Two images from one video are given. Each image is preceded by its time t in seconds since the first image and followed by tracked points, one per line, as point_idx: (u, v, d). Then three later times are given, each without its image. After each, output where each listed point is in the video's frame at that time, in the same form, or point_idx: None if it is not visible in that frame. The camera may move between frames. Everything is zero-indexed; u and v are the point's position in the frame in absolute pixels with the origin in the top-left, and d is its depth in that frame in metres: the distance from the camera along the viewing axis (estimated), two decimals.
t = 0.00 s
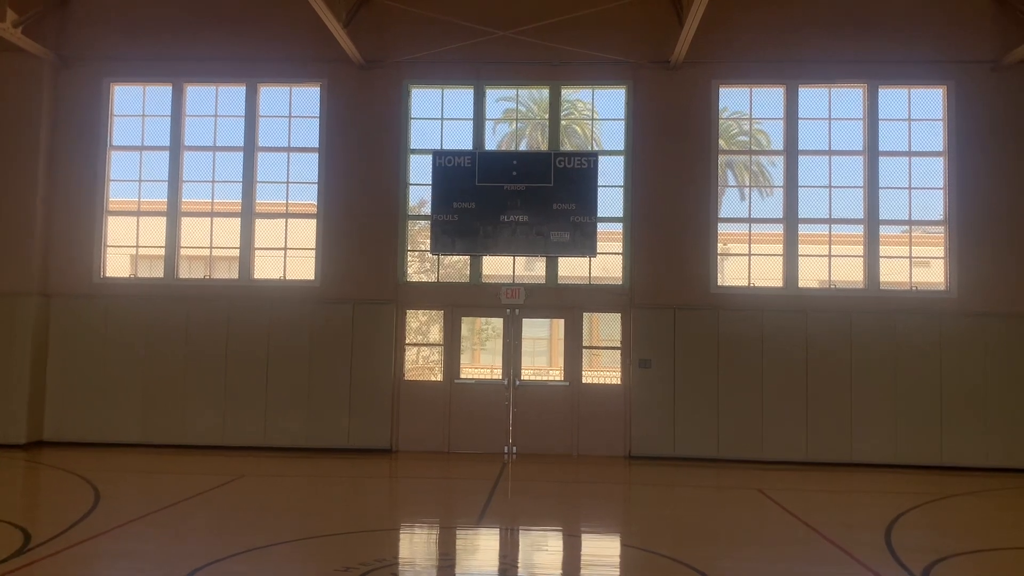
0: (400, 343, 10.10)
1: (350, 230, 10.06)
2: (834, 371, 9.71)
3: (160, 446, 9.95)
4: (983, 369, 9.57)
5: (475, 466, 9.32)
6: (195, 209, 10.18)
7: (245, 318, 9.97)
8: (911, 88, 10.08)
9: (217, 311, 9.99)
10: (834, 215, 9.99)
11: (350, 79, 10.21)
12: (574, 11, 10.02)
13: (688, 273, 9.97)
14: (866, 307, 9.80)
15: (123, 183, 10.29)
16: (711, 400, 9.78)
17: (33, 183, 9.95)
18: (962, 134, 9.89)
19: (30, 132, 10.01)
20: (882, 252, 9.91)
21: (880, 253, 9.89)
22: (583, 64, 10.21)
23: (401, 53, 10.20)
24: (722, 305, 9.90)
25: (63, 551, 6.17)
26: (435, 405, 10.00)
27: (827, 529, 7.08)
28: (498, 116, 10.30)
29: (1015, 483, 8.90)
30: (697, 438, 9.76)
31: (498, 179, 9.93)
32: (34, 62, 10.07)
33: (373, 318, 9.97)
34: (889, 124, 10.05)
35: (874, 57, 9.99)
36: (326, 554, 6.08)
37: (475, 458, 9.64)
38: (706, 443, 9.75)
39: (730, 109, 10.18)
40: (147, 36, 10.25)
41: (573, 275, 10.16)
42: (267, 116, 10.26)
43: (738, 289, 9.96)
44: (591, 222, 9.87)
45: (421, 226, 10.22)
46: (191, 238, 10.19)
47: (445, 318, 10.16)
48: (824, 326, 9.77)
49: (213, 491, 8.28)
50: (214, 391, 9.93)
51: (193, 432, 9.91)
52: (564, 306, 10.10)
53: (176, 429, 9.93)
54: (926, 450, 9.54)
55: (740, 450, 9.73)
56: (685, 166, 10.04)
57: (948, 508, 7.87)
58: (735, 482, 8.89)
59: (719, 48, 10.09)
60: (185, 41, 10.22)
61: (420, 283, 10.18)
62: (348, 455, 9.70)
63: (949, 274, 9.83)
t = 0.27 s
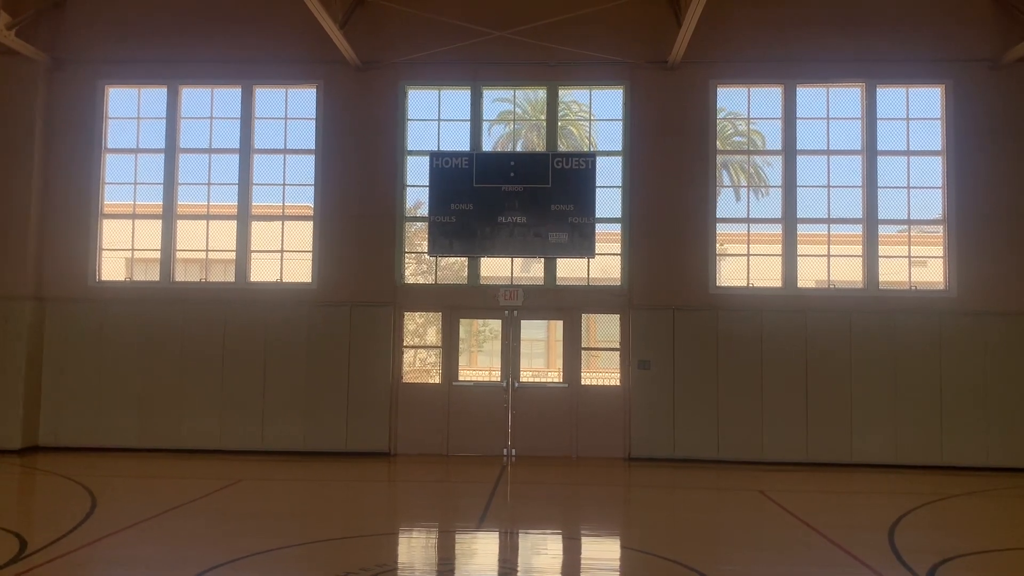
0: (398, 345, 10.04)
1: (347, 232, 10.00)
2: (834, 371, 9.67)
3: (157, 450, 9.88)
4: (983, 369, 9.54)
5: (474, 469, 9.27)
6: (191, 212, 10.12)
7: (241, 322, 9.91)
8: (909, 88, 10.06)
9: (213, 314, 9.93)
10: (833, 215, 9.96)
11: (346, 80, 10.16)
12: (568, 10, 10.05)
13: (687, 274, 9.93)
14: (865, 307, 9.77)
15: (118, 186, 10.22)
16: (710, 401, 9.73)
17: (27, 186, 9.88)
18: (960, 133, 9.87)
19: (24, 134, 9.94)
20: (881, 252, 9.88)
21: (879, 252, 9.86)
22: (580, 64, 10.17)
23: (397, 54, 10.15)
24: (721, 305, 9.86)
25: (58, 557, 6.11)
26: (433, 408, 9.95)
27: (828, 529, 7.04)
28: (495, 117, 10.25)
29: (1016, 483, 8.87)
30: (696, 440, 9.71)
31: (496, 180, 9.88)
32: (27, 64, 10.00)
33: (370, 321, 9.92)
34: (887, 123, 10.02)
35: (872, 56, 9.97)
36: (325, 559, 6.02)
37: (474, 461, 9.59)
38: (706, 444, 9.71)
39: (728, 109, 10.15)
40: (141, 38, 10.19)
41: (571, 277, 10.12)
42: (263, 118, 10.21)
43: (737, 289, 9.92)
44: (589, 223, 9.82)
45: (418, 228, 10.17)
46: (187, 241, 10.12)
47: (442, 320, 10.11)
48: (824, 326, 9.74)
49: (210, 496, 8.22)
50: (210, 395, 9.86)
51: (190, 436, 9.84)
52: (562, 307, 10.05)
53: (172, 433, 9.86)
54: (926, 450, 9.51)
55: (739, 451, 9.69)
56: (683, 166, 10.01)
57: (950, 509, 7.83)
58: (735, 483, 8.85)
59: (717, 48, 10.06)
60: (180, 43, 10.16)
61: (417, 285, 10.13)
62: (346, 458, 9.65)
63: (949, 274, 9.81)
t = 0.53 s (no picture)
0: (394, 347, 9.99)
1: (343, 232, 9.95)
2: (832, 371, 9.65)
3: (152, 452, 9.82)
4: (981, 369, 9.53)
5: (472, 471, 9.23)
6: (187, 212, 10.07)
7: (237, 323, 9.86)
8: (906, 87, 10.05)
9: (208, 316, 9.87)
10: (831, 215, 9.94)
11: (342, 80, 10.12)
12: (568, 11, 9.73)
13: (685, 275, 9.90)
14: (863, 307, 9.75)
15: (113, 187, 10.17)
16: (708, 401, 9.70)
17: (20, 187, 9.82)
18: (958, 132, 9.86)
19: (18, 135, 9.88)
20: (879, 252, 9.86)
21: (877, 252, 9.85)
22: (577, 64, 10.15)
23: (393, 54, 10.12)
24: (719, 306, 9.83)
25: (52, 560, 6.05)
26: (430, 409, 9.91)
27: (828, 529, 7.01)
28: (491, 117, 10.23)
29: (1014, 483, 8.85)
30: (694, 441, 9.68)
31: (493, 180, 9.83)
32: (21, 64, 9.95)
33: (367, 322, 9.87)
34: (885, 123, 10.01)
35: (869, 56, 9.95)
36: (322, 561, 5.98)
37: (471, 462, 9.55)
38: (704, 445, 9.68)
39: (725, 109, 10.13)
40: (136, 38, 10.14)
41: (568, 277, 10.09)
42: (258, 118, 10.17)
43: (734, 290, 9.90)
44: (587, 223, 9.77)
45: (414, 228, 10.14)
46: (182, 242, 10.07)
47: (439, 321, 10.07)
48: (821, 326, 9.72)
49: (206, 498, 8.16)
50: (206, 396, 9.80)
51: (185, 438, 9.79)
52: (559, 308, 10.02)
53: (168, 435, 9.80)
54: (925, 450, 9.49)
55: (737, 452, 9.67)
56: (681, 167, 9.98)
57: (950, 509, 7.81)
58: (734, 484, 8.81)
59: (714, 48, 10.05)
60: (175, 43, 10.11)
61: (413, 286, 10.09)
62: (343, 460, 9.60)
63: (946, 274, 9.80)
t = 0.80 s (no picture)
0: (389, 349, 9.94)
1: (338, 234, 9.91)
2: (829, 373, 9.62)
3: (145, 456, 9.75)
4: (977, 370, 9.51)
5: (467, 473, 9.18)
6: (180, 214, 10.01)
7: (230, 326, 9.79)
8: (902, 89, 10.04)
9: (201, 318, 9.81)
10: (827, 217, 9.92)
11: (337, 81, 10.08)
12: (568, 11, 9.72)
13: (680, 276, 9.87)
14: (859, 309, 9.73)
15: (105, 188, 10.11)
16: (704, 403, 9.67)
17: (12, 188, 9.75)
18: (953, 134, 9.86)
19: (9, 135, 9.81)
20: (874, 253, 9.85)
21: (873, 254, 9.84)
22: (572, 65, 10.13)
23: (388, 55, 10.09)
24: (715, 308, 9.81)
25: (42, 565, 5.98)
26: (425, 412, 9.86)
27: (824, 532, 6.98)
28: (487, 118, 10.20)
29: (1011, 485, 8.84)
30: (691, 443, 9.64)
31: (488, 182, 9.77)
32: (13, 65, 9.89)
33: (361, 324, 9.82)
34: (881, 125, 10.00)
35: (865, 57, 9.94)
36: (315, 566, 5.92)
37: (466, 465, 9.50)
38: (700, 447, 9.64)
39: (721, 111, 10.11)
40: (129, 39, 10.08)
41: (564, 279, 10.06)
42: (252, 119, 10.12)
43: (730, 291, 9.87)
44: (582, 225, 9.71)
45: (409, 230, 10.10)
46: (175, 243, 10.01)
47: (435, 324, 10.02)
48: (818, 328, 9.69)
49: (199, 502, 8.10)
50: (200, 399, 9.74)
51: (178, 441, 9.72)
52: (555, 310, 9.98)
53: (161, 438, 9.73)
54: (921, 452, 9.47)
55: (733, 454, 9.63)
56: (677, 168, 9.95)
57: (947, 511, 7.78)
58: (730, 486, 8.78)
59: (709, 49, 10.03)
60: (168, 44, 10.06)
61: (408, 288, 10.05)
62: (337, 463, 9.54)
63: (942, 275, 9.78)
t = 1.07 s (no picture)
0: (379, 356, 9.89)
1: (328, 241, 9.86)
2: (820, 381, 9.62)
3: (132, 464, 9.65)
4: (967, 378, 9.53)
5: (457, 481, 9.12)
6: (169, 220, 9.95)
7: (219, 332, 9.73)
8: (892, 97, 10.08)
9: (190, 325, 9.74)
10: (817, 224, 9.94)
11: (328, 87, 10.05)
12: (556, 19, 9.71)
13: (671, 283, 9.86)
14: (849, 316, 9.75)
15: (94, 194, 10.04)
16: (696, 411, 9.65)
17: None
18: (943, 142, 9.90)
19: None
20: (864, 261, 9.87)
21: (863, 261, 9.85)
22: (564, 72, 10.13)
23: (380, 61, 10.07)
24: (706, 315, 9.80)
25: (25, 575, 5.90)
26: (415, 419, 9.80)
27: (815, 541, 6.96)
28: (478, 125, 10.18)
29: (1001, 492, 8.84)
30: (682, 451, 9.61)
31: (479, 189, 9.77)
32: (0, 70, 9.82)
33: (351, 331, 9.77)
34: (871, 133, 10.03)
35: (855, 66, 9.98)
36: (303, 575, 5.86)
37: (457, 473, 9.44)
38: (692, 455, 9.61)
39: (712, 118, 10.12)
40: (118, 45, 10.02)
41: (555, 286, 10.04)
42: (242, 125, 10.08)
43: (721, 299, 9.87)
44: (573, 231, 9.69)
45: (400, 237, 10.06)
46: (164, 250, 9.95)
47: (425, 331, 9.98)
48: (808, 335, 9.69)
49: (186, 511, 8.02)
50: (188, 407, 9.66)
51: (166, 449, 9.63)
52: (546, 317, 9.95)
53: (148, 446, 9.64)
54: (912, 460, 9.47)
55: (725, 462, 9.61)
56: (668, 176, 9.96)
57: (938, 519, 7.77)
58: (721, 494, 8.75)
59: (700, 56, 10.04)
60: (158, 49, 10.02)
61: (398, 295, 10.01)
62: (326, 470, 9.47)
63: (932, 283, 9.81)
